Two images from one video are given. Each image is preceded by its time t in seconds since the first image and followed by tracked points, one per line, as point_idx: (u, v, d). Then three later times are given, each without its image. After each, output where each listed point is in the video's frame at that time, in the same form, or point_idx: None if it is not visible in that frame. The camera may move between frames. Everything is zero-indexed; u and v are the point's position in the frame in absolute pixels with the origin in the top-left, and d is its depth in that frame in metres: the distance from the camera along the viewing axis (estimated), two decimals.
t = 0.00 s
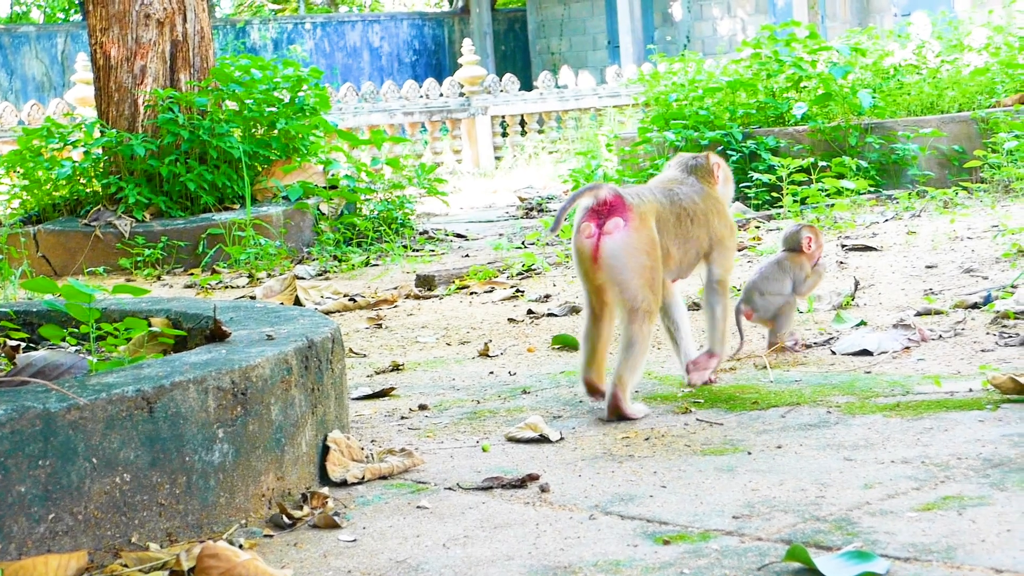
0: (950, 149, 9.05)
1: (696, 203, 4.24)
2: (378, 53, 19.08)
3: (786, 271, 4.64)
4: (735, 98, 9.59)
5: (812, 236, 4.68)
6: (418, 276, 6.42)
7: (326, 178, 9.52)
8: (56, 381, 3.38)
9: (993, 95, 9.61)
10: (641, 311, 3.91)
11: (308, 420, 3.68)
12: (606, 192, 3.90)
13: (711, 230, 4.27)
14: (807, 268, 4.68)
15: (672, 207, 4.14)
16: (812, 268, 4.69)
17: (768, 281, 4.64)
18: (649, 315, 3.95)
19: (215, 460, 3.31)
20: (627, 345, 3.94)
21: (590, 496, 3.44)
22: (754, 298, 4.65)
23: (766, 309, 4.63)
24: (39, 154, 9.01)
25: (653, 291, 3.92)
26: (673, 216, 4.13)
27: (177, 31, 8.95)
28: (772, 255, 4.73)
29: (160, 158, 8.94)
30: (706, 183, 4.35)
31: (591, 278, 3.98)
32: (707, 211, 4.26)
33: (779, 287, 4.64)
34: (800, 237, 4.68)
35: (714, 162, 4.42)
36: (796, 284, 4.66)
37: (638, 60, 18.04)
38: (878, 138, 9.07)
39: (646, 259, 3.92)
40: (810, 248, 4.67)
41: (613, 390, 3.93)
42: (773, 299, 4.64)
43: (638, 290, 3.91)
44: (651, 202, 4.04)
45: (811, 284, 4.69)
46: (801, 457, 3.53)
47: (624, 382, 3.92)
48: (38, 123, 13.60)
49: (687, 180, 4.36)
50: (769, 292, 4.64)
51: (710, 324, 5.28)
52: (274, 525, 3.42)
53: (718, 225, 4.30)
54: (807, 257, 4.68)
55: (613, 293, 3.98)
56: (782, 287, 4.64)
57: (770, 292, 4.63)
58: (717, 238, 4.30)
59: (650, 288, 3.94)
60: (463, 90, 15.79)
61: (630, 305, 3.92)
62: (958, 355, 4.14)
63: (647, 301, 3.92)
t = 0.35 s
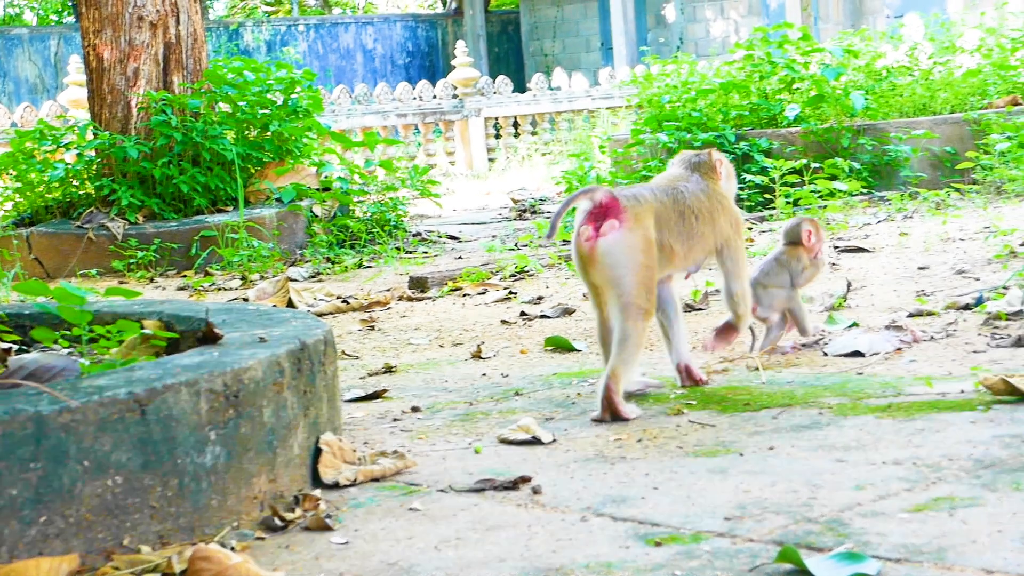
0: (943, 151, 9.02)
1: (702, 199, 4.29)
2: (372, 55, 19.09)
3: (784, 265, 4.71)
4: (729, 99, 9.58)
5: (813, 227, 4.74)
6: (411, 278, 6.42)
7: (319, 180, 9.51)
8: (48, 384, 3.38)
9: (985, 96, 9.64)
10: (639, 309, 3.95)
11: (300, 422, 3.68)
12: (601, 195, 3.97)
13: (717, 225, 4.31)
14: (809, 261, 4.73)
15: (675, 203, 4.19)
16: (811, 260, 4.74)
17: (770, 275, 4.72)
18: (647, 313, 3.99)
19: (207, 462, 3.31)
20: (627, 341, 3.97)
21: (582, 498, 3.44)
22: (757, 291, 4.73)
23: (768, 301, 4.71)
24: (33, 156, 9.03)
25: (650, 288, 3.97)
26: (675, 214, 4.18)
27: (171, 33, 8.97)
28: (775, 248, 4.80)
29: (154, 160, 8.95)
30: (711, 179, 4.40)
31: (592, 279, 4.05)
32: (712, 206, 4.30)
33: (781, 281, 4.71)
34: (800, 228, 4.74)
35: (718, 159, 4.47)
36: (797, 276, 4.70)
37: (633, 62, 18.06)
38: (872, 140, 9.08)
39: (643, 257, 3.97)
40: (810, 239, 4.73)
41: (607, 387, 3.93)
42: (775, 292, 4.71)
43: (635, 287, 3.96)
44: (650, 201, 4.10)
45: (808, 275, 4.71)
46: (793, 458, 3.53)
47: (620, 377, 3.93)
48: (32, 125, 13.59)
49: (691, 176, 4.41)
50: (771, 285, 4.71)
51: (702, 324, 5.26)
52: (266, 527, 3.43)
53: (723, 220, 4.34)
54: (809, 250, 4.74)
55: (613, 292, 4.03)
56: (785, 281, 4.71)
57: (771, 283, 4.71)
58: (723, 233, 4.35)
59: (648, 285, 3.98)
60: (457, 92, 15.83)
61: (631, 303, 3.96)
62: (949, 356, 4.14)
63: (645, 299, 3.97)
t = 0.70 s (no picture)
0: (922, 152, 9.03)
1: (696, 200, 4.31)
2: (353, 56, 19.07)
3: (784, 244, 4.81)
4: (709, 100, 9.57)
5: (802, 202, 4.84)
6: (391, 279, 6.40)
7: (300, 182, 9.49)
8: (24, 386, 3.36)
9: (964, 97, 9.67)
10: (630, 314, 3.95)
11: (279, 424, 3.66)
12: (588, 206, 4.01)
13: (710, 226, 4.33)
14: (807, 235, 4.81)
15: (666, 207, 4.21)
16: (811, 232, 4.82)
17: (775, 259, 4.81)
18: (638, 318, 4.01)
19: (187, 464, 3.30)
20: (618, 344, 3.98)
21: (562, 499, 3.44)
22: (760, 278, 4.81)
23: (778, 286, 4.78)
24: (11, 157, 9.03)
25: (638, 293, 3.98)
26: (667, 217, 4.19)
27: (151, 34, 8.95)
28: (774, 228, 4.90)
29: (134, 162, 8.91)
30: (704, 179, 4.42)
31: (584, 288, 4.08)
32: (705, 207, 4.32)
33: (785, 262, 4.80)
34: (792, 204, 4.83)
35: (711, 157, 4.49)
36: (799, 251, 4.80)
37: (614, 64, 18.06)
38: (851, 141, 9.10)
39: (632, 264, 3.99)
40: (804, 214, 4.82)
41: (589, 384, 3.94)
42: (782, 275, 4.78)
43: (626, 291, 3.95)
44: (639, 207, 4.12)
45: (810, 247, 4.81)
46: (772, 459, 3.53)
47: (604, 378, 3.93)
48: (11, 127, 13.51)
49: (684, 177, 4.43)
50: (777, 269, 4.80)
51: (682, 324, 5.25)
52: (245, 529, 3.42)
53: (718, 220, 4.36)
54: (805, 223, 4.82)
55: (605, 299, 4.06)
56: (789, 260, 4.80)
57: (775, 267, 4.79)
58: (718, 233, 4.38)
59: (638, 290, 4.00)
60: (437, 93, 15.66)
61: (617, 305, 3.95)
62: (928, 357, 4.15)
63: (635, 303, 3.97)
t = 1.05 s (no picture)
0: (908, 152, 9.02)
1: (695, 204, 4.35)
2: (338, 56, 19.04)
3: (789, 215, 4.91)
4: (695, 101, 9.63)
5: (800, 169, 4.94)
6: (377, 280, 6.39)
7: (285, 182, 9.44)
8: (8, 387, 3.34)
9: (950, 97, 9.64)
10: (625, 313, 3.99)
11: (265, 425, 3.65)
12: (590, 204, 4.04)
13: (709, 229, 4.37)
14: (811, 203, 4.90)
15: (666, 209, 4.25)
16: (817, 198, 4.90)
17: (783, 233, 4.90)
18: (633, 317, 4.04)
19: (172, 465, 3.28)
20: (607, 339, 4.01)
21: (547, 499, 3.43)
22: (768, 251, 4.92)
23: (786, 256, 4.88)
24: None
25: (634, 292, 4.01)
26: (667, 219, 4.23)
27: (135, 34, 8.92)
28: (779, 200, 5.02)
29: (119, 162, 8.89)
30: (706, 182, 4.46)
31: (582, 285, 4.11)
32: (705, 211, 4.36)
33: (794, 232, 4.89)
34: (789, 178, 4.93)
35: (714, 161, 4.51)
36: (805, 220, 4.89)
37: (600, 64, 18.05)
38: (838, 142, 9.09)
39: (631, 265, 4.02)
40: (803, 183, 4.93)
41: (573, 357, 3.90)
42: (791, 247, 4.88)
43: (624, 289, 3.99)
44: (640, 207, 4.15)
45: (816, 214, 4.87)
46: (758, 459, 3.53)
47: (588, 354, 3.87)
48: None
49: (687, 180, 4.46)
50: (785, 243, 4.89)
51: (669, 324, 5.24)
52: (230, 530, 3.40)
53: (717, 223, 4.40)
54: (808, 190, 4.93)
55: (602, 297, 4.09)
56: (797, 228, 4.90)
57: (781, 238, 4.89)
58: (717, 237, 4.42)
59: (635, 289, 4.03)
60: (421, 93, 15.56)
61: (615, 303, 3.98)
62: (914, 357, 4.14)
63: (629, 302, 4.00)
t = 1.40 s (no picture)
0: (898, 153, 9.01)
1: (707, 208, 4.43)
2: (329, 57, 19.01)
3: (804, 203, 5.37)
4: (685, 102, 9.63)
5: (817, 157, 5.35)
6: (368, 280, 6.39)
7: (277, 184, 9.37)
8: None
9: (939, 98, 9.74)
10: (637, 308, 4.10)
11: (255, 426, 3.65)
12: (608, 197, 4.13)
13: (719, 234, 4.46)
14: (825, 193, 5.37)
15: (679, 211, 4.34)
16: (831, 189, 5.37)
17: (795, 215, 5.36)
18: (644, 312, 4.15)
19: (161, 467, 3.28)
20: (618, 329, 4.15)
21: (538, 501, 3.44)
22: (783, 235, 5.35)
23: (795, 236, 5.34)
24: None
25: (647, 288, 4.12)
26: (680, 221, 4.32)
27: (126, 35, 8.92)
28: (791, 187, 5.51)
29: (109, 163, 8.87)
30: (722, 188, 4.53)
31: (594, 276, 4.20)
32: (717, 215, 4.45)
33: (805, 217, 5.37)
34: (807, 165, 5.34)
35: (731, 170, 4.60)
36: (819, 210, 5.37)
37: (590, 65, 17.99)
38: (828, 142, 9.04)
39: (644, 261, 4.12)
40: (820, 171, 5.35)
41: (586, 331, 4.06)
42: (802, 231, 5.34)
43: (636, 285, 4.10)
44: (655, 206, 4.24)
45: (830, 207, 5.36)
46: (748, 461, 3.54)
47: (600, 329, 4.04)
48: None
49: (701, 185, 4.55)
50: (795, 224, 5.36)
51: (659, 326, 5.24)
52: (220, 532, 3.40)
53: (727, 229, 4.49)
54: (824, 179, 5.38)
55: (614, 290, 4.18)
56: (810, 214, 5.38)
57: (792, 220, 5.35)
58: (727, 242, 4.50)
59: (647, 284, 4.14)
60: (413, 94, 15.53)
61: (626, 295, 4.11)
62: (904, 358, 4.15)
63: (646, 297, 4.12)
